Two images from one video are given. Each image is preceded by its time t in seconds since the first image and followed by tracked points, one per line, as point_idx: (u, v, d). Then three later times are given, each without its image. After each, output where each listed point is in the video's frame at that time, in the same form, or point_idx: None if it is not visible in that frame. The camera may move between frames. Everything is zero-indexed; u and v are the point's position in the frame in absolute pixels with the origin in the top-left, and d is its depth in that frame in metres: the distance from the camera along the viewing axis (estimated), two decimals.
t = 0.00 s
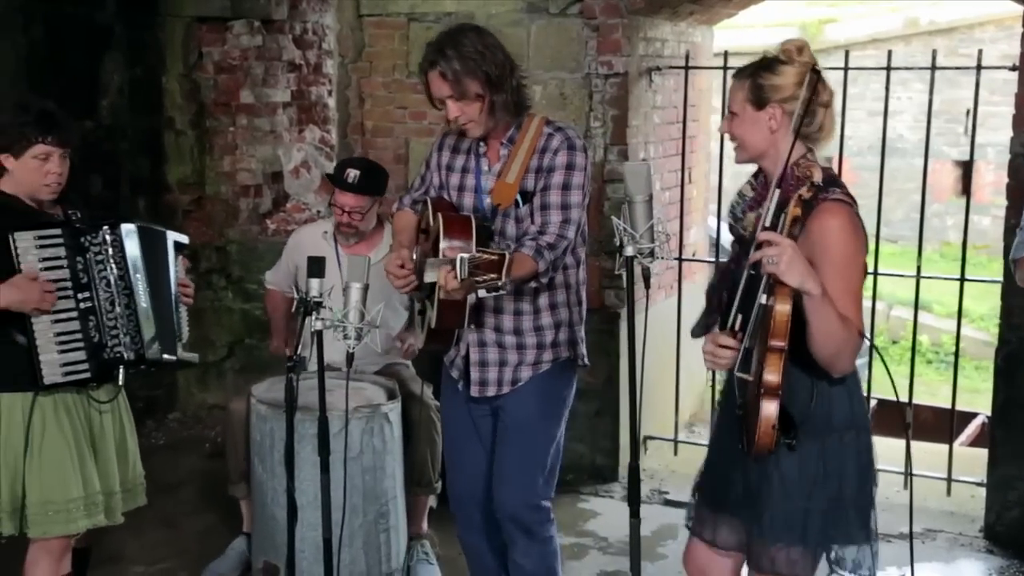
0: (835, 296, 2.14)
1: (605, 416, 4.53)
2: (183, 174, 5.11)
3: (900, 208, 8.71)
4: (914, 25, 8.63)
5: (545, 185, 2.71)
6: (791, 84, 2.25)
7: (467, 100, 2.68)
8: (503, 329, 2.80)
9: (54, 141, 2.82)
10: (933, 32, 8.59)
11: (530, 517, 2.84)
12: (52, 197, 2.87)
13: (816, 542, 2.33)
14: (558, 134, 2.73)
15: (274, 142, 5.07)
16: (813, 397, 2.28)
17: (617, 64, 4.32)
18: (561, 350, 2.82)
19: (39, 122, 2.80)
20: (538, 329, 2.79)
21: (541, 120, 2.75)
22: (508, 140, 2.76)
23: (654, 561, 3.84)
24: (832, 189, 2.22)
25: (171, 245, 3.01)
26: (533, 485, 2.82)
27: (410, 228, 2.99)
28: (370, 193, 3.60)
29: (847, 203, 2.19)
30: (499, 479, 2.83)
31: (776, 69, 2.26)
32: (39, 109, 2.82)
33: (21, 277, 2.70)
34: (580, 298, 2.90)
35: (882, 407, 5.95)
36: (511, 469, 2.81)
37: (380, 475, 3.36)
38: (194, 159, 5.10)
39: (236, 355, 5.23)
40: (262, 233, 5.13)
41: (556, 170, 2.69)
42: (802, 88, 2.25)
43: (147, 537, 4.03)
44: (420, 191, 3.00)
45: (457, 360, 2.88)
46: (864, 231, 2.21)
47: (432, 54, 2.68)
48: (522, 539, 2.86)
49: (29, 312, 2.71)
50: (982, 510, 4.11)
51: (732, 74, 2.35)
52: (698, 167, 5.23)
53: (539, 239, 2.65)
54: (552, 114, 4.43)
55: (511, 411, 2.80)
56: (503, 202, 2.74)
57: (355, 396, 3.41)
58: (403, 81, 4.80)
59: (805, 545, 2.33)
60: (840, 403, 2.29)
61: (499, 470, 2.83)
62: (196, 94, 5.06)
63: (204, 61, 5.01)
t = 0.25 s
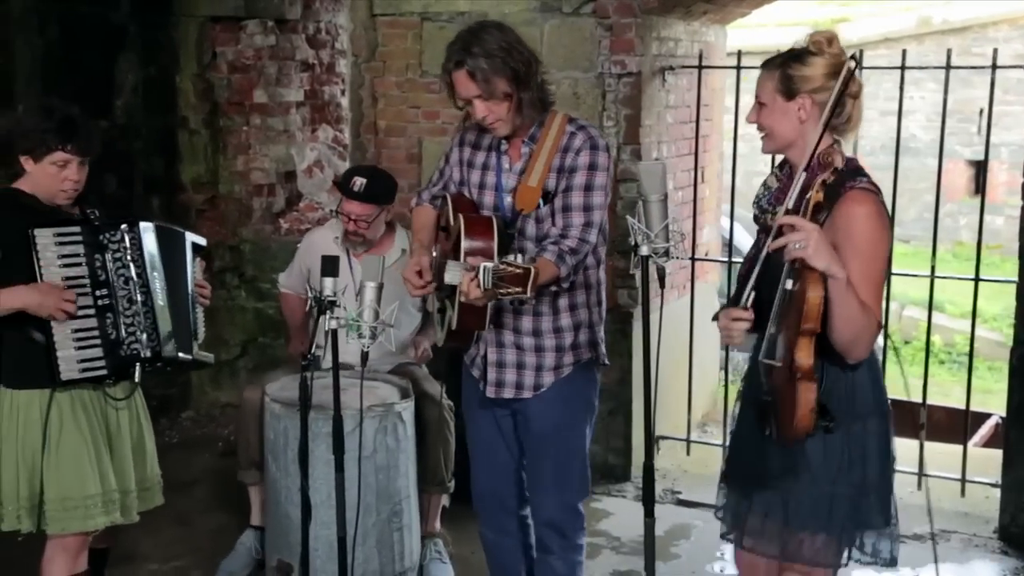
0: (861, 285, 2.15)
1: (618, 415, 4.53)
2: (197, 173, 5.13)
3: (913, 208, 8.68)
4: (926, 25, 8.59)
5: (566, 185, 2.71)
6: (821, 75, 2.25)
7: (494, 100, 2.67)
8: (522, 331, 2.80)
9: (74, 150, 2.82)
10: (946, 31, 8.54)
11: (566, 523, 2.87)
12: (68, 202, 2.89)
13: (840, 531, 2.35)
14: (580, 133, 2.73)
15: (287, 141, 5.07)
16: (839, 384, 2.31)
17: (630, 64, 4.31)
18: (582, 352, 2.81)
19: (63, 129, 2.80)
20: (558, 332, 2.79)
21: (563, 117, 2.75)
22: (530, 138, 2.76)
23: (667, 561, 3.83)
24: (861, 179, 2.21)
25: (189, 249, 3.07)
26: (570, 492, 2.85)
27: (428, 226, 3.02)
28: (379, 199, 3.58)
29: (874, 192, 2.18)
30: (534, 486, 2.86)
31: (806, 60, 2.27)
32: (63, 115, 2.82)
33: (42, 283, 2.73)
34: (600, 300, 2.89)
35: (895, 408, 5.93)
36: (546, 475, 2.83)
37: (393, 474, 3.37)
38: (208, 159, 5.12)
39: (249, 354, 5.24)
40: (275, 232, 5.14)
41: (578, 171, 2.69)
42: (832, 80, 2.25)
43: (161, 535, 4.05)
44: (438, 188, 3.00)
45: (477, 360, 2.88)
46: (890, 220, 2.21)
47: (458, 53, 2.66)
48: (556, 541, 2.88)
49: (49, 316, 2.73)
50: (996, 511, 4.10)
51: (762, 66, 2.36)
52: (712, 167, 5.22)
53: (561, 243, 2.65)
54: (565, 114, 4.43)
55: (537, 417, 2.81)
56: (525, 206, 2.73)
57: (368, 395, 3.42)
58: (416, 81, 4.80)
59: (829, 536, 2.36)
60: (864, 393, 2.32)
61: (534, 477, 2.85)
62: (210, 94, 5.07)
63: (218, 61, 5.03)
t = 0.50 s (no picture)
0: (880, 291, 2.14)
1: (630, 416, 4.52)
2: (210, 173, 5.14)
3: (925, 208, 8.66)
4: (938, 24, 8.58)
5: (594, 193, 2.70)
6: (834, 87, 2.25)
7: (528, 105, 2.67)
8: (542, 338, 2.80)
9: (92, 163, 2.80)
10: (958, 31, 8.53)
11: (587, 530, 2.86)
12: (79, 207, 2.89)
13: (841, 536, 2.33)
14: (611, 139, 2.72)
15: (299, 141, 5.09)
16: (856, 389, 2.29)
17: (642, 63, 4.31)
18: (604, 361, 2.82)
19: (87, 141, 2.78)
20: (579, 340, 2.79)
21: (596, 123, 2.75)
22: (561, 143, 2.76)
23: (678, 562, 3.83)
24: (874, 190, 2.22)
25: (201, 246, 3.08)
26: (592, 502, 2.85)
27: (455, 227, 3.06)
28: (387, 202, 3.57)
29: (887, 203, 2.20)
30: (555, 495, 2.87)
31: (821, 73, 2.27)
32: (89, 127, 2.80)
33: (59, 303, 2.76)
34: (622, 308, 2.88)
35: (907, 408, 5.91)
36: (569, 484, 2.84)
37: (405, 473, 3.37)
38: (221, 159, 5.14)
39: (261, 352, 5.25)
40: (287, 232, 5.14)
41: (607, 179, 2.69)
42: (846, 92, 2.25)
43: (174, 533, 4.06)
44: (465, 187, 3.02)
45: (496, 364, 2.88)
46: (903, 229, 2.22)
47: (493, 57, 2.66)
48: (577, 549, 2.88)
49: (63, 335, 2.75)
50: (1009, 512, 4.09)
51: (775, 78, 2.35)
52: (723, 166, 5.22)
53: (584, 252, 2.64)
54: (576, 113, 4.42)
55: (560, 422, 2.81)
56: (551, 212, 2.73)
57: (380, 394, 3.42)
58: (427, 81, 4.79)
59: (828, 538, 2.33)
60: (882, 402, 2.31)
61: (556, 486, 2.85)
62: (223, 93, 5.08)
63: (231, 61, 5.04)
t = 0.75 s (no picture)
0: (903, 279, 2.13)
1: (640, 415, 4.52)
2: (221, 172, 5.15)
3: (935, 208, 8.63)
4: (949, 24, 8.55)
5: (609, 193, 2.70)
6: (852, 71, 2.27)
7: (546, 104, 2.67)
8: (553, 337, 2.80)
9: (102, 166, 2.78)
10: (969, 30, 8.50)
11: (597, 529, 2.85)
12: (90, 208, 2.87)
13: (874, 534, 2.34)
14: (627, 139, 2.72)
15: (310, 140, 5.10)
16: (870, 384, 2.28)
17: (653, 63, 4.31)
18: (616, 362, 2.80)
19: (97, 143, 2.77)
20: (590, 341, 2.78)
21: (613, 121, 2.75)
22: (577, 142, 2.76)
23: (689, 561, 3.82)
24: (888, 175, 2.22)
25: (215, 249, 3.10)
26: (602, 500, 2.84)
27: (468, 219, 3.06)
28: (398, 197, 3.57)
29: (902, 186, 2.18)
30: (564, 492, 2.86)
31: (839, 54, 2.29)
32: (100, 130, 2.79)
33: (71, 301, 2.76)
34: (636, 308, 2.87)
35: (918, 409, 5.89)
36: (577, 482, 2.83)
37: (416, 472, 3.37)
38: (232, 158, 5.14)
39: (272, 352, 5.26)
40: (298, 231, 5.14)
41: (622, 178, 2.68)
42: (864, 75, 2.27)
43: (185, 532, 4.07)
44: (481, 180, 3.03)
45: (506, 361, 2.89)
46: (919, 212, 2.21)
47: (511, 55, 2.66)
48: (587, 548, 2.86)
49: (74, 334, 2.75)
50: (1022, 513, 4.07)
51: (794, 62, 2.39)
52: (734, 166, 5.21)
53: (598, 253, 2.64)
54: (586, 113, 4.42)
55: (568, 422, 2.80)
56: (564, 215, 2.72)
57: (392, 393, 3.43)
58: (438, 80, 4.80)
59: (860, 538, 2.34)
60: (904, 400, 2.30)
61: (565, 484, 2.84)
62: (234, 92, 5.08)
63: (242, 60, 5.04)
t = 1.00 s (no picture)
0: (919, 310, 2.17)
1: (651, 415, 4.52)
2: (233, 171, 5.14)
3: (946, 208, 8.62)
4: (961, 23, 8.52)
5: (609, 191, 2.69)
6: (872, 74, 2.28)
7: (548, 104, 2.65)
8: (557, 335, 2.78)
9: (113, 166, 2.79)
10: (981, 30, 8.48)
11: (604, 526, 2.85)
12: (102, 208, 2.87)
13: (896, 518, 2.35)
14: (627, 137, 2.72)
15: (322, 139, 5.11)
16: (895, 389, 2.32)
17: (665, 63, 4.30)
18: (620, 359, 2.78)
19: (108, 143, 2.78)
20: (594, 338, 2.77)
21: (613, 119, 2.74)
22: (577, 140, 2.75)
23: (701, 561, 3.82)
24: (912, 177, 2.26)
25: (230, 249, 3.10)
26: (608, 496, 2.84)
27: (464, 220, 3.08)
28: (410, 203, 3.57)
29: (925, 190, 2.23)
30: (572, 491, 2.86)
31: (860, 59, 2.30)
32: (112, 130, 2.79)
33: (86, 299, 2.77)
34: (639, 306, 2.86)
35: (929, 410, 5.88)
36: (582, 479, 2.83)
37: (428, 472, 3.38)
38: (244, 158, 5.13)
39: (283, 351, 5.27)
40: (310, 231, 5.15)
41: (623, 177, 2.68)
42: (885, 78, 2.28)
43: (197, 530, 4.08)
44: (477, 180, 3.00)
45: (510, 360, 2.88)
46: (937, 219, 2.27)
47: (512, 54, 2.63)
48: (594, 545, 2.86)
49: (90, 333, 2.77)
50: None
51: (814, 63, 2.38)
52: (745, 166, 5.20)
53: (601, 251, 2.62)
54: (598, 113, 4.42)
55: (572, 420, 2.79)
56: (570, 214, 2.70)
57: (405, 393, 3.44)
58: (450, 80, 4.81)
59: (884, 522, 2.35)
60: (914, 387, 2.33)
61: (572, 483, 2.84)
62: (246, 92, 5.09)
63: (255, 60, 5.04)
